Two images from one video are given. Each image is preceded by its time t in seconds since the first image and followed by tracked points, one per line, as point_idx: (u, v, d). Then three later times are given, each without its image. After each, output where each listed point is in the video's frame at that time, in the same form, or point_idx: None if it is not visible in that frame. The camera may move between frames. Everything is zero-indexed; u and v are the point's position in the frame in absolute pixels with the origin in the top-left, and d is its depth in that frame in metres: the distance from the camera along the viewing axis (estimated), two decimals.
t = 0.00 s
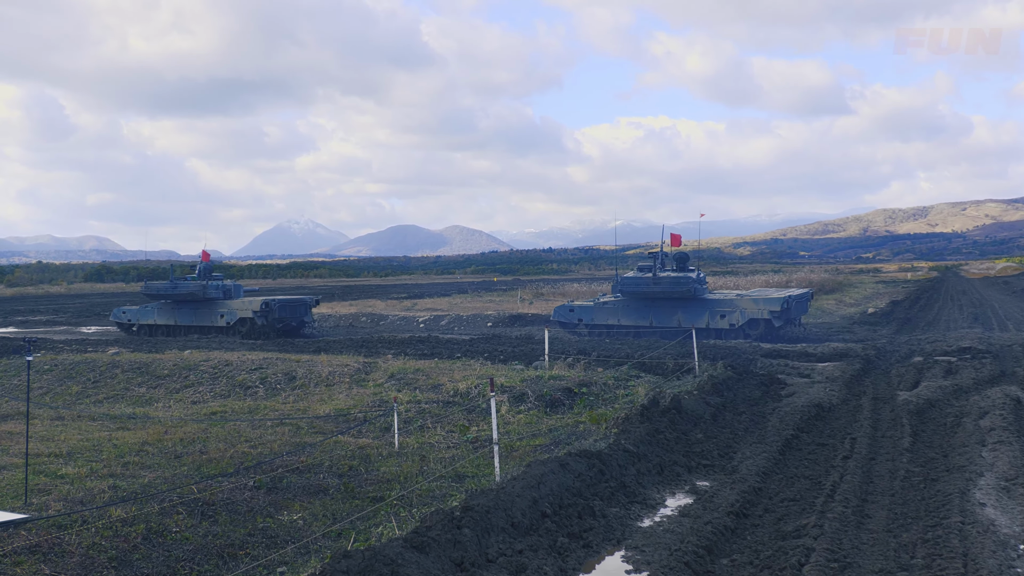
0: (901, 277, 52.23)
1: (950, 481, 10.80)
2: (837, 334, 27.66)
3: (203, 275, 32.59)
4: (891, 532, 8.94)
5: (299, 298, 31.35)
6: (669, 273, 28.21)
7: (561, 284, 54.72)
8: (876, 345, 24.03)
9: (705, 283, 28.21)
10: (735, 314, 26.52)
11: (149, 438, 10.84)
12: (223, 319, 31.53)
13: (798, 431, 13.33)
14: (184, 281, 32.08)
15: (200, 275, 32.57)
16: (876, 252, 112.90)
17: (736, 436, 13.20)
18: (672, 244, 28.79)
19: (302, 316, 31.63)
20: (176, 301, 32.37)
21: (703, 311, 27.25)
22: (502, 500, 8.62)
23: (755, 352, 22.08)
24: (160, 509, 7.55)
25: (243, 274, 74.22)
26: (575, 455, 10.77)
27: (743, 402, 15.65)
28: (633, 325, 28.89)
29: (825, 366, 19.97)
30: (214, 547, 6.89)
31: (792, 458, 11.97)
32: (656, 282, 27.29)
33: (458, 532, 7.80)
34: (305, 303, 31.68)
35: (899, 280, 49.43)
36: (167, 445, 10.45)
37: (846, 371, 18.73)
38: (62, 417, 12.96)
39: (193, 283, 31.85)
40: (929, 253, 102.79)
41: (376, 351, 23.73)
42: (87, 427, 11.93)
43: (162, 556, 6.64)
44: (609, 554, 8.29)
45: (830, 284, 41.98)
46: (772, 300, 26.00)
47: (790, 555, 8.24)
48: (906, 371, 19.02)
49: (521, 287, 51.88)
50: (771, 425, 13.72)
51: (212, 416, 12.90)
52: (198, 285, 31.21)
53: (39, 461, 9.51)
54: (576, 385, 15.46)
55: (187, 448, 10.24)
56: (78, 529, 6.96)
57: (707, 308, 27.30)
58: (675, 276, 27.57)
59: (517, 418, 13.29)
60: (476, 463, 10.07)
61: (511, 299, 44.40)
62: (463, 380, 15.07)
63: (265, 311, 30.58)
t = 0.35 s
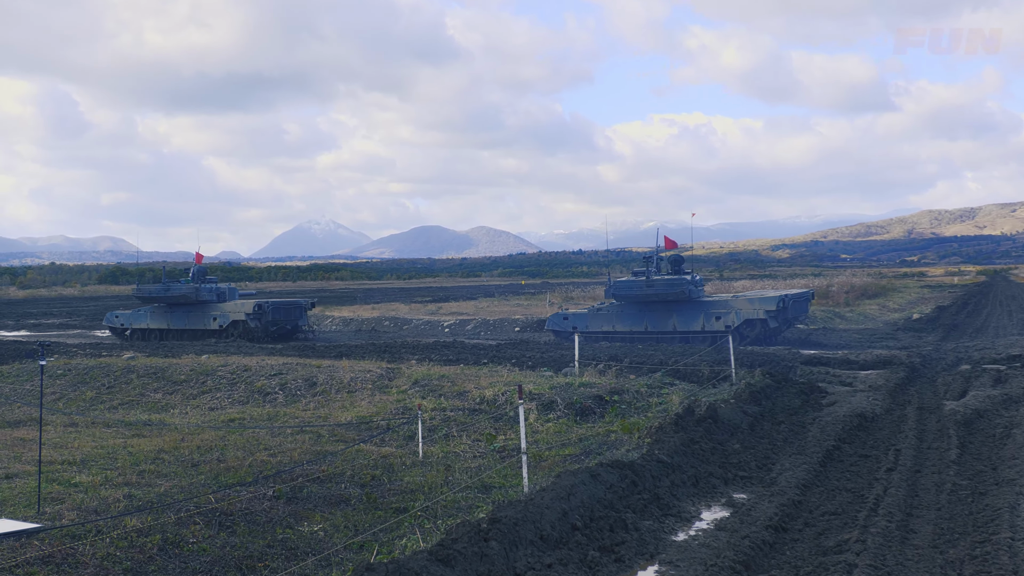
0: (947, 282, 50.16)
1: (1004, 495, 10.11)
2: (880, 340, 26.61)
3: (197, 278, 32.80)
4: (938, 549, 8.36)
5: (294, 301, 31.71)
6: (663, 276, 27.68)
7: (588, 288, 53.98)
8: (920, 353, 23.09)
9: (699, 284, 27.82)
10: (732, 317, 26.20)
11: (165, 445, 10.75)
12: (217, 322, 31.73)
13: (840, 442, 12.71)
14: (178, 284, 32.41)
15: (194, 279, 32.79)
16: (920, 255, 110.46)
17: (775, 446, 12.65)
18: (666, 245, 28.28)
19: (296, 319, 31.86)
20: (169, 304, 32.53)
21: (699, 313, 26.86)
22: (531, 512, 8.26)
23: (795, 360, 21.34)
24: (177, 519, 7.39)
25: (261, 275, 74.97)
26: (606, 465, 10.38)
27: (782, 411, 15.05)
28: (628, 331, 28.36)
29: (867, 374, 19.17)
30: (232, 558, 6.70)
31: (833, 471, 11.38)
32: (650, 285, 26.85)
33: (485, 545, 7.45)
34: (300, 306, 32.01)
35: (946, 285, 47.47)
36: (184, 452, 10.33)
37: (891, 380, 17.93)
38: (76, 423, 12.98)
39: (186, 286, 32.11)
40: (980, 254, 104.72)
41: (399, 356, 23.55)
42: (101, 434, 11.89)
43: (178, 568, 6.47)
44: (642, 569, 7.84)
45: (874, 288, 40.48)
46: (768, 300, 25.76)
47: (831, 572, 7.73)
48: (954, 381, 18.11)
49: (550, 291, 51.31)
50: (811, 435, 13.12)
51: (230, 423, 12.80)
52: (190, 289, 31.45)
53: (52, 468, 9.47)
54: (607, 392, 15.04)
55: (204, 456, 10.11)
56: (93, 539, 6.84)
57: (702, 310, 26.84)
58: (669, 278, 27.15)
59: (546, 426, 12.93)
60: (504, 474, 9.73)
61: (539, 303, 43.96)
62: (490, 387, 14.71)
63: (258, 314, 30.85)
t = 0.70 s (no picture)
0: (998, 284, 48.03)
1: None
2: (928, 345, 25.54)
3: (191, 279, 33.18)
4: (991, 563, 7.79)
5: (290, 302, 32.17)
6: (662, 277, 28.38)
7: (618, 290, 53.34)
8: (970, 357, 22.11)
9: (700, 286, 28.40)
10: (730, 318, 26.80)
11: (185, 451, 10.68)
12: (210, 323, 32.03)
13: (887, 451, 12.07)
14: (172, 286, 32.75)
15: (189, 280, 33.06)
16: (967, 256, 106.85)
17: (818, 454, 12.08)
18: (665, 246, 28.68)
19: (292, 320, 32.41)
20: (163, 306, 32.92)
21: (697, 315, 27.50)
22: (564, 522, 7.91)
23: (837, 364, 20.58)
24: (196, 527, 7.24)
25: (282, 276, 75.93)
26: (641, 474, 10.00)
27: (825, 417, 14.44)
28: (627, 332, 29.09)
29: (915, 380, 18.37)
30: (252, 569, 6.50)
31: (880, 480, 10.78)
32: (648, 287, 27.61)
33: (516, 556, 7.10)
34: (297, 307, 32.47)
35: (996, 287, 45.50)
36: (204, 459, 10.24)
37: (940, 386, 17.10)
38: (93, 428, 13.06)
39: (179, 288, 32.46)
40: None
41: (426, 360, 23.37)
42: (120, 439, 11.91)
43: None
44: None
45: (923, 291, 38.91)
46: (767, 301, 26.23)
47: None
48: (1009, 387, 17.16)
49: (579, 292, 50.79)
50: (856, 443, 12.51)
51: (252, 428, 12.74)
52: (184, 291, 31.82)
53: (70, 475, 9.46)
54: (643, 398, 14.63)
55: (226, 463, 10.00)
56: (111, 548, 6.72)
57: (700, 311, 27.47)
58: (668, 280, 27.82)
59: (579, 433, 12.60)
60: (534, 482, 9.42)
61: (571, 305, 43.46)
62: (521, 392, 14.44)
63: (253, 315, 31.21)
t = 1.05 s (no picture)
0: None
1: None
2: (986, 347, 24.45)
3: (193, 280, 33.57)
4: None
5: (292, 304, 32.29)
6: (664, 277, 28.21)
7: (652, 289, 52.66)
8: None
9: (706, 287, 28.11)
10: (731, 321, 26.65)
11: (212, 457, 10.62)
12: (209, 326, 32.05)
13: (942, 458, 11.42)
14: (171, 288, 33.15)
15: (189, 281, 33.47)
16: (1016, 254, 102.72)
17: (869, 461, 11.50)
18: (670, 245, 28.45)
19: (294, 322, 32.40)
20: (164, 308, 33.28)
21: (699, 317, 27.29)
22: (605, 531, 7.58)
23: (888, 367, 19.78)
24: (224, 535, 7.11)
25: (311, 276, 76.68)
26: (685, 481, 9.62)
27: (876, 423, 13.80)
28: (628, 332, 28.95)
29: (970, 384, 17.48)
30: None
31: (935, 488, 10.18)
32: (650, 287, 27.56)
33: (556, 566, 6.78)
34: (299, 309, 32.52)
35: None
36: (231, 464, 10.15)
37: (998, 390, 16.21)
38: (117, 433, 13.15)
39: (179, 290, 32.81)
40: None
41: (461, 362, 23.21)
42: (145, 444, 11.94)
43: None
44: None
45: (978, 290, 37.41)
46: (770, 305, 25.87)
47: None
48: None
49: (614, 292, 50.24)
50: (909, 450, 11.89)
51: (280, 433, 12.67)
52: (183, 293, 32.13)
53: (94, 481, 9.47)
54: (686, 402, 14.18)
55: (254, 469, 9.90)
56: (137, 557, 6.64)
57: (703, 313, 27.22)
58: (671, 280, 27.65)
59: (619, 438, 12.24)
60: (573, 490, 9.10)
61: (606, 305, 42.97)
62: (558, 396, 14.13)
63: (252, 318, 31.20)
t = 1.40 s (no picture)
0: None
1: None
2: None
3: (199, 280, 33.83)
4: None
5: (297, 307, 32.19)
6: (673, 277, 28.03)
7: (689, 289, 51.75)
8: None
9: (715, 288, 27.77)
10: (739, 323, 26.08)
11: (244, 462, 10.55)
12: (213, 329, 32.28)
13: (1007, 463, 10.74)
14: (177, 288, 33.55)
15: (196, 280, 33.80)
16: None
17: (928, 467, 10.91)
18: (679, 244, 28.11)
19: (300, 325, 32.41)
20: (169, 309, 33.73)
21: (706, 318, 27.00)
22: (651, 539, 7.25)
23: (946, 369, 18.93)
24: (257, 543, 6.99)
25: (345, 276, 76.78)
26: (734, 487, 9.22)
27: (934, 426, 13.13)
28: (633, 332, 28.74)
29: None
30: None
31: (999, 495, 9.55)
32: (657, 286, 27.38)
33: None
34: (304, 313, 32.40)
35: None
36: (263, 470, 10.07)
37: None
38: (146, 437, 13.21)
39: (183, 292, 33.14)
40: None
41: (500, 364, 22.96)
42: (176, 449, 11.97)
43: None
44: None
45: None
46: (778, 307, 25.14)
47: None
48: None
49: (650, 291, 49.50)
50: (971, 454, 11.24)
51: (314, 437, 12.60)
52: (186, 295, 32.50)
53: (123, 487, 9.47)
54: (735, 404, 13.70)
55: (287, 474, 9.79)
56: (167, 566, 6.56)
57: (710, 314, 26.91)
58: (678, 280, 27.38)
59: (665, 442, 11.85)
60: (618, 497, 8.78)
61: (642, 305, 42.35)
62: (601, 398, 13.77)
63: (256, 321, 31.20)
